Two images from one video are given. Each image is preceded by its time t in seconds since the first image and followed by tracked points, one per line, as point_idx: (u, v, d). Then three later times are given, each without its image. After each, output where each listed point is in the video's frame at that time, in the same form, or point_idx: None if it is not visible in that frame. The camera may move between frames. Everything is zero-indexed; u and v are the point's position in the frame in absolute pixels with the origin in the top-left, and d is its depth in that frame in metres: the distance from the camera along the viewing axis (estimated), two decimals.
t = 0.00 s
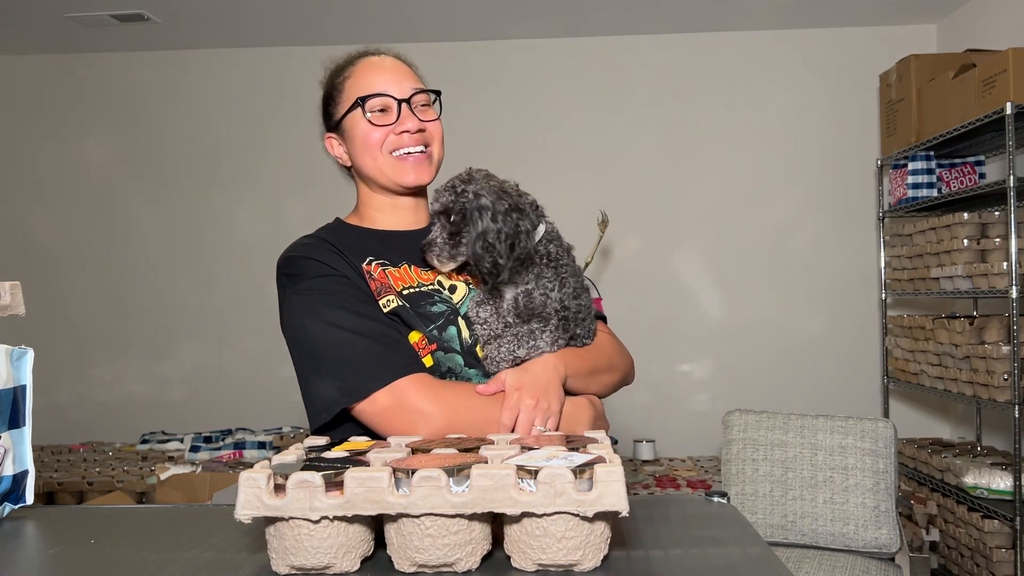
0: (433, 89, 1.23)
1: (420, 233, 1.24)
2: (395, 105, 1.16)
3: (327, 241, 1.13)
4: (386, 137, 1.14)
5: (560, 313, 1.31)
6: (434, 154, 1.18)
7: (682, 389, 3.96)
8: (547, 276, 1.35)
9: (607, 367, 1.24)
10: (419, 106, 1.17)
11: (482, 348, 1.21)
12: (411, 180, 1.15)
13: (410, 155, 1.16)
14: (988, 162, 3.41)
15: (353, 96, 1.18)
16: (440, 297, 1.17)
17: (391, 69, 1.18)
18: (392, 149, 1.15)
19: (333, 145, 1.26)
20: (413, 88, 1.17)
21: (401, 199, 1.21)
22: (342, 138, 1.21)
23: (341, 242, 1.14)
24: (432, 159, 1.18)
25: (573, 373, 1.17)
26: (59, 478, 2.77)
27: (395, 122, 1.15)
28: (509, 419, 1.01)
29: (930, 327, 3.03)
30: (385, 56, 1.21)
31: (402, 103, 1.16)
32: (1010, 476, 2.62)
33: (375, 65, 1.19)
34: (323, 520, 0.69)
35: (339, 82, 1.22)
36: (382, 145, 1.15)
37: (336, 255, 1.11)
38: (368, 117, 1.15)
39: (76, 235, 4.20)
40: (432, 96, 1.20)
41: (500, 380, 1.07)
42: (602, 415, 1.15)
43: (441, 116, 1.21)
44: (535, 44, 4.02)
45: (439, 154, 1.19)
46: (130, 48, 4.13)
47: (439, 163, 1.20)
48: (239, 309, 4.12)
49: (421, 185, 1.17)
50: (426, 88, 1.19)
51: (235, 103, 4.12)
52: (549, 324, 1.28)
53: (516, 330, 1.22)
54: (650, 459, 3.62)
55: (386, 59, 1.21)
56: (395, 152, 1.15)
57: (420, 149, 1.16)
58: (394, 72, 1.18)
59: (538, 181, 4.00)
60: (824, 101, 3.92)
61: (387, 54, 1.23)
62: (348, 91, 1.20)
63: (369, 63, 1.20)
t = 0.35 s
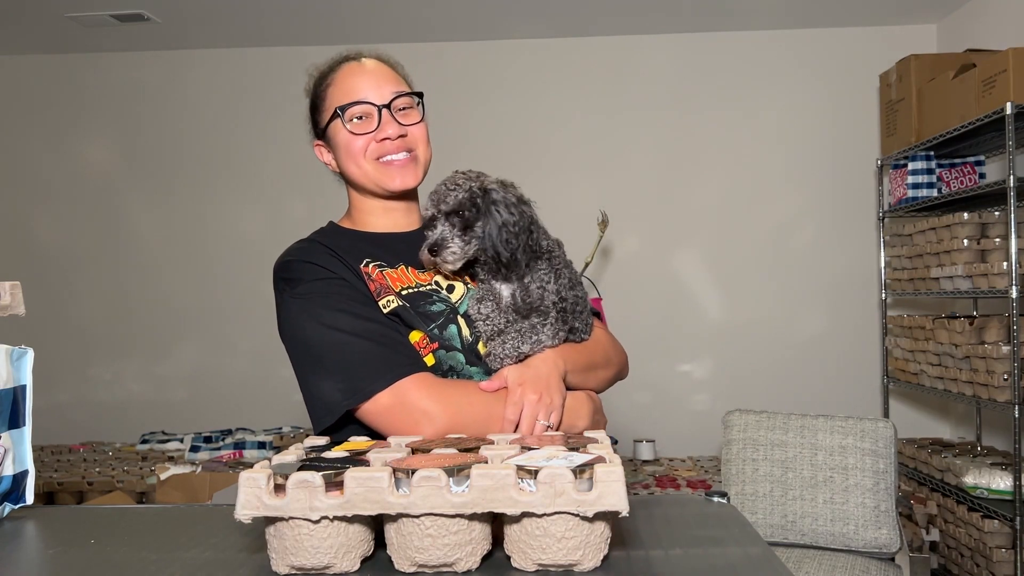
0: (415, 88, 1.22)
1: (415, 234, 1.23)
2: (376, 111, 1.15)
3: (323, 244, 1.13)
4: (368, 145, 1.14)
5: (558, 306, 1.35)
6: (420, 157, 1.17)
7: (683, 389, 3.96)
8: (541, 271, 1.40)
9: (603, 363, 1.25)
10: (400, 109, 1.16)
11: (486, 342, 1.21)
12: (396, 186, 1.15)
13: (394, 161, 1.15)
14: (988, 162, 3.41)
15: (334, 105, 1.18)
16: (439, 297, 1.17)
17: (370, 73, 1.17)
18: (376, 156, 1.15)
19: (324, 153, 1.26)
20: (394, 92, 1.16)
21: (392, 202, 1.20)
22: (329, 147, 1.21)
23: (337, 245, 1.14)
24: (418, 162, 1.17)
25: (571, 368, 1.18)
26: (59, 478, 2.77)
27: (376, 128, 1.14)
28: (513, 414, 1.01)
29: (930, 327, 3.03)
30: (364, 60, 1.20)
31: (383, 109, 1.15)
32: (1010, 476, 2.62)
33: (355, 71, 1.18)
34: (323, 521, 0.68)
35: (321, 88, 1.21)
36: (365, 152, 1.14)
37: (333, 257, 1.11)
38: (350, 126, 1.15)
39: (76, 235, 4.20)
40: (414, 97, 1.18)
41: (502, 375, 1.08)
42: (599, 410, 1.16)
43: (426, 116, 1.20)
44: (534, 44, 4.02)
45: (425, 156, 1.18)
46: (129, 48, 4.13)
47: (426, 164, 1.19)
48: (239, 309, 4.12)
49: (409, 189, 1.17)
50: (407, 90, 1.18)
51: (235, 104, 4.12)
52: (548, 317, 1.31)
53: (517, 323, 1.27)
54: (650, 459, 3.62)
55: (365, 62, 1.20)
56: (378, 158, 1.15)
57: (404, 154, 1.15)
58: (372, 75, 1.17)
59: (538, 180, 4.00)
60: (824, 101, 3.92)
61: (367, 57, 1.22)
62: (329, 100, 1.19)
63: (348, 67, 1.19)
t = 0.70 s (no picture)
0: (414, 90, 1.21)
1: (415, 236, 1.24)
2: (374, 116, 1.15)
3: (324, 244, 1.13)
4: (366, 149, 1.14)
5: (559, 303, 1.38)
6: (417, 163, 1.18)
7: (683, 390, 3.96)
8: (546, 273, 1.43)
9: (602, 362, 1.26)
10: (398, 112, 1.16)
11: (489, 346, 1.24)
12: (393, 192, 1.16)
13: (391, 167, 1.16)
14: (988, 162, 3.41)
15: (332, 107, 1.17)
16: (442, 298, 1.17)
17: (368, 76, 1.16)
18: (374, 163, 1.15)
19: (321, 152, 1.26)
20: (392, 96, 1.16)
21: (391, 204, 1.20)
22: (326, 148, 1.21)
23: (338, 245, 1.14)
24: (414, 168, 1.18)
25: (574, 367, 1.18)
26: (59, 478, 2.77)
27: (373, 132, 1.14)
28: (517, 414, 1.02)
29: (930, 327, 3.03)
30: (363, 61, 1.19)
31: (381, 113, 1.15)
32: (1010, 476, 2.62)
33: (353, 73, 1.17)
34: (323, 520, 0.68)
35: (320, 89, 1.21)
36: (363, 157, 1.15)
37: (334, 258, 1.10)
38: (347, 130, 1.15)
39: (76, 235, 4.20)
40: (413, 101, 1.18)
41: (505, 375, 1.08)
42: (600, 409, 1.17)
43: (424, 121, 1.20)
44: (534, 44, 4.02)
45: (421, 162, 1.19)
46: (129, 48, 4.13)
47: (423, 166, 1.19)
48: (239, 308, 4.12)
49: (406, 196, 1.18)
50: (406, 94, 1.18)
51: (235, 104, 4.12)
52: (550, 315, 1.35)
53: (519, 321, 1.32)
54: (650, 460, 3.62)
55: (364, 63, 1.19)
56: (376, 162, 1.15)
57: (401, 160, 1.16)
58: (371, 78, 1.16)
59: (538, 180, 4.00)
60: (824, 101, 3.91)
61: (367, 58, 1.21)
62: (327, 101, 1.18)
63: (346, 68, 1.19)
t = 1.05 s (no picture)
0: (414, 91, 1.20)
1: (414, 236, 1.23)
2: (371, 116, 1.15)
3: (325, 244, 1.13)
4: (363, 150, 1.15)
5: (560, 305, 1.38)
6: (415, 163, 1.18)
7: (683, 390, 3.96)
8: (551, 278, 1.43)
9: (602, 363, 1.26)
10: (396, 113, 1.15)
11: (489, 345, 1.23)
12: (390, 191, 1.15)
13: (388, 167, 1.16)
14: (988, 162, 3.41)
15: (330, 108, 1.17)
16: (443, 298, 1.16)
17: (367, 77, 1.16)
18: (371, 163, 1.15)
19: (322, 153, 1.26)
20: (391, 97, 1.16)
21: (392, 205, 1.20)
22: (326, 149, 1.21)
23: (339, 245, 1.13)
24: (412, 167, 1.17)
25: (573, 369, 1.18)
26: (59, 478, 2.77)
27: (370, 134, 1.14)
28: (515, 414, 1.02)
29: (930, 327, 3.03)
30: (362, 63, 1.19)
31: (378, 114, 1.15)
32: (1010, 476, 2.62)
33: (352, 74, 1.18)
34: (323, 520, 0.68)
35: (320, 90, 1.21)
36: (359, 158, 1.15)
37: (334, 258, 1.10)
38: (344, 130, 1.15)
39: (76, 235, 4.20)
40: (412, 101, 1.18)
41: (504, 375, 1.08)
42: (598, 409, 1.18)
43: (423, 120, 1.19)
44: (534, 44, 4.02)
45: (420, 162, 1.19)
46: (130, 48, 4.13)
47: (421, 167, 1.19)
48: (239, 308, 4.12)
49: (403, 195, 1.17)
50: (404, 94, 1.17)
51: (235, 104, 4.12)
52: (550, 316, 1.35)
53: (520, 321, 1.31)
54: (650, 459, 3.62)
55: (363, 64, 1.19)
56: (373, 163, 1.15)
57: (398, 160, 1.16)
58: (368, 80, 1.16)
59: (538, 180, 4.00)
60: (823, 101, 3.91)
61: (366, 59, 1.21)
62: (326, 101, 1.19)
63: (345, 70, 1.19)
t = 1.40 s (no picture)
0: (414, 89, 1.20)
1: (414, 234, 1.21)
2: (370, 113, 1.15)
3: (325, 243, 1.13)
4: (361, 147, 1.14)
5: (566, 302, 1.37)
6: (414, 160, 1.17)
7: (683, 390, 3.96)
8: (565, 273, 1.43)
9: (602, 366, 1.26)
10: (395, 110, 1.15)
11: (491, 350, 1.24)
12: (388, 188, 1.15)
13: (387, 164, 1.15)
14: (988, 162, 3.41)
15: (330, 106, 1.17)
16: (444, 298, 1.16)
17: (366, 75, 1.16)
18: (369, 160, 1.15)
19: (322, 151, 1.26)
20: (389, 94, 1.15)
21: (391, 203, 1.20)
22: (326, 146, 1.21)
23: (338, 244, 1.14)
24: (411, 165, 1.17)
25: (573, 371, 1.18)
26: (58, 478, 2.77)
27: (368, 131, 1.14)
28: (513, 416, 1.02)
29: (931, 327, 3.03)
30: (362, 60, 1.19)
31: (377, 110, 1.15)
32: (1010, 476, 2.62)
33: (352, 71, 1.18)
34: (323, 520, 0.69)
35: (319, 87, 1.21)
36: (358, 155, 1.15)
37: (333, 257, 1.10)
38: (342, 127, 1.15)
39: (77, 235, 4.20)
40: (412, 98, 1.17)
41: (503, 376, 1.07)
42: (597, 412, 1.18)
43: (422, 118, 1.19)
44: (534, 44, 4.02)
45: (418, 159, 1.18)
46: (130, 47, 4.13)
47: (419, 166, 1.19)
48: (239, 308, 4.12)
49: (402, 192, 1.17)
50: (403, 91, 1.17)
51: (235, 104, 4.12)
52: (557, 313, 1.33)
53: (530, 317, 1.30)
54: (650, 459, 3.62)
55: (363, 62, 1.19)
56: (371, 160, 1.15)
57: (397, 157, 1.15)
58: (367, 76, 1.16)
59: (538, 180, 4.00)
60: (823, 101, 3.92)
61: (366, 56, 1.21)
62: (325, 99, 1.19)
63: (345, 68, 1.19)
